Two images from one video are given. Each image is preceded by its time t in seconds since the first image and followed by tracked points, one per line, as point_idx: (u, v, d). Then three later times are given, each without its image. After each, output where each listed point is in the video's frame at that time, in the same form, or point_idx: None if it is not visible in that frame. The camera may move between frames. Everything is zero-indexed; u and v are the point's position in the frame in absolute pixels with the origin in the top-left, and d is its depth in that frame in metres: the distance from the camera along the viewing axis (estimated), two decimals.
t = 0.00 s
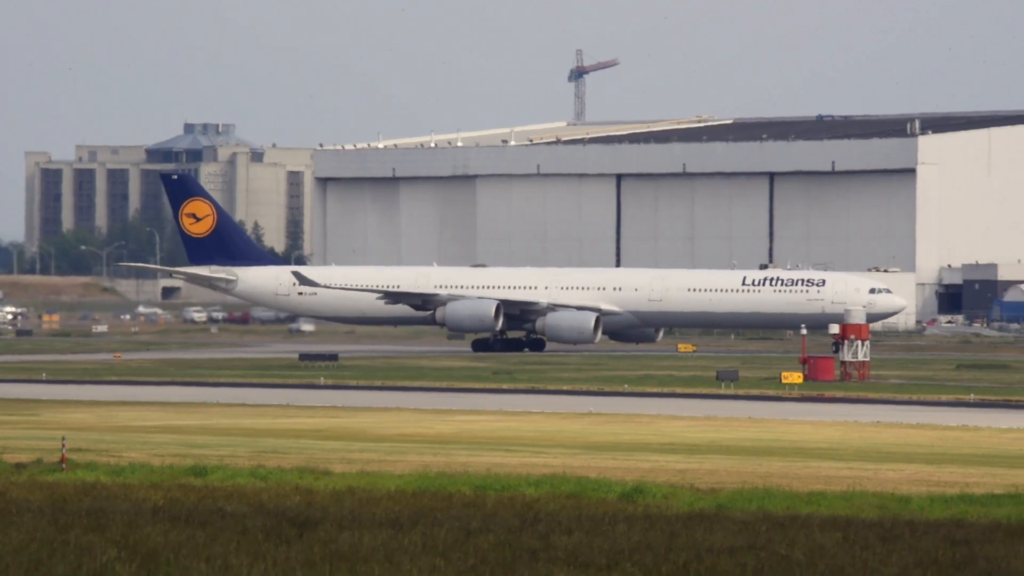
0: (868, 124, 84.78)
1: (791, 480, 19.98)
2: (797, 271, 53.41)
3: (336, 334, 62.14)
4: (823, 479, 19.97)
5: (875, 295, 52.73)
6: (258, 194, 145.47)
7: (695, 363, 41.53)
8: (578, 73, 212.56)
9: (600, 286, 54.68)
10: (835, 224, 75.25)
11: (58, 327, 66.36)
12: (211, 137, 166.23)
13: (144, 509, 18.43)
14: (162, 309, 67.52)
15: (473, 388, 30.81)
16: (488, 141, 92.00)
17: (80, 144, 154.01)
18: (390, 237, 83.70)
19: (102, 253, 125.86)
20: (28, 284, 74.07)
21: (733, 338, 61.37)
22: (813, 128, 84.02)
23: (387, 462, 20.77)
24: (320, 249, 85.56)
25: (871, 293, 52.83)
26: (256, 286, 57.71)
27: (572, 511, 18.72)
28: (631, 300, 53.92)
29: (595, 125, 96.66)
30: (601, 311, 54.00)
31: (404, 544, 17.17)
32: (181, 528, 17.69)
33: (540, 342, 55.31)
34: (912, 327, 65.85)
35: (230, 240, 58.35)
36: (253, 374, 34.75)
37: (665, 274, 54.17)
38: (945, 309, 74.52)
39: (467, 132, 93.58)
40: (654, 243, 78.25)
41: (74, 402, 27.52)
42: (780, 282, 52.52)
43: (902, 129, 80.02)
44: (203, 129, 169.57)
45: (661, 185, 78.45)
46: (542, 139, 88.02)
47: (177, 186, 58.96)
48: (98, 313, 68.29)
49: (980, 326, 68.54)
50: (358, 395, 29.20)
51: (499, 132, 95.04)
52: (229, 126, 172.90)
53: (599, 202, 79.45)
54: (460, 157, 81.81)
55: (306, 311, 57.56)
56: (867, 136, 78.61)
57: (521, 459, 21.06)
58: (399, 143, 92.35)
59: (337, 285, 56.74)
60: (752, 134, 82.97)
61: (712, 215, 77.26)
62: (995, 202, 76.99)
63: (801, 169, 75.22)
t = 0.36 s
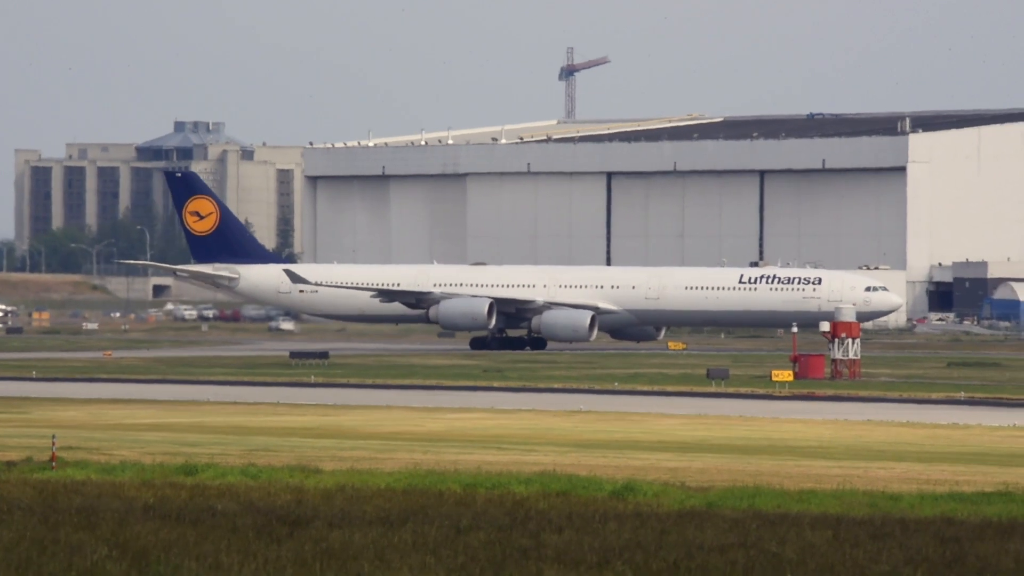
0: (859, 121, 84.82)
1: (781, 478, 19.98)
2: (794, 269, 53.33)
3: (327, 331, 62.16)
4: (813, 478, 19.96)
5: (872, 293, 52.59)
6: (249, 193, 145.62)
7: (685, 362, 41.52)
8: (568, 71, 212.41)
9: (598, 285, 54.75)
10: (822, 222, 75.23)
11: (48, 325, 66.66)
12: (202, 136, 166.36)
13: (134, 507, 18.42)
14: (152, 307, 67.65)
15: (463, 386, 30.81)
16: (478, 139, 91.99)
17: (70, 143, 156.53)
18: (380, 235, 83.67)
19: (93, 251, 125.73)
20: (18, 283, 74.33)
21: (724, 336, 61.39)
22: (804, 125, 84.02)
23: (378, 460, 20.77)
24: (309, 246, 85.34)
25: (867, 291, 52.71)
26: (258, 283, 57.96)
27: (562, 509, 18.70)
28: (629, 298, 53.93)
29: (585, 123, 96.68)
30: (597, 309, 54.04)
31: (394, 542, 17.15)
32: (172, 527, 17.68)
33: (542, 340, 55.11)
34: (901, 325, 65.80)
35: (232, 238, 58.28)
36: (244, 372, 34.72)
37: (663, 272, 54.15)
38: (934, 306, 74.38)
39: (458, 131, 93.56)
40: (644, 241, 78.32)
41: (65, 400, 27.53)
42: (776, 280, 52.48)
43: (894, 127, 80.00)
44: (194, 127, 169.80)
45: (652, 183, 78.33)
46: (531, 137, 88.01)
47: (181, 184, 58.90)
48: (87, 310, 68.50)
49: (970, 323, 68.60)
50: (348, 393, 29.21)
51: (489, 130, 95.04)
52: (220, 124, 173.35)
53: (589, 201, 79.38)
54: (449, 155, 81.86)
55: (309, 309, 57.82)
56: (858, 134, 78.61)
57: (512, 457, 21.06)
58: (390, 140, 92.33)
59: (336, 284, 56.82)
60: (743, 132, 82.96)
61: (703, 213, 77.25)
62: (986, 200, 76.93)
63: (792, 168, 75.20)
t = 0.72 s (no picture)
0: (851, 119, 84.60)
1: (775, 476, 19.99)
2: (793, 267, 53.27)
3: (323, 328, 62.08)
4: (807, 475, 19.99)
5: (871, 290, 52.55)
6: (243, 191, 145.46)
7: (680, 359, 41.46)
8: (562, 70, 212.16)
9: (600, 283, 54.71)
10: (817, 221, 75.13)
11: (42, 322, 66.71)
12: (196, 133, 166.32)
13: (128, 505, 18.40)
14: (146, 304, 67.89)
15: (457, 383, 30.76)
16: (472, 136, 91.84)
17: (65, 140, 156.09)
18: (375, 232, 83.86)
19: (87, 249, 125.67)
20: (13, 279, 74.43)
21: (718, 333, 61.35)
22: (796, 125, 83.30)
23: (372, 457, 20.79)
24: (303, 244, 85.55)
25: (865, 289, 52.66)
26: (264, 281, 58.34)
27: (557, 507, 18.70)
28: (630, 295, 53.89)
29: (580, 121, 96.64)
30: (599, 307, 54.05)
31: (390, 540, 17.15)
32: (166, 524, 17.66)
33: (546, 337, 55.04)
34: (896, 322, 65.67)
35: (240, 235, 58.65)
36: (237, 369, 34.69)
37: (662, 270, 54.05)
38: (928, 304, 74.39)
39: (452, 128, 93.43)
40: (638, 238, 78.29)
41: (58, 398, 27.48)
42: (776, 278, 52.41)
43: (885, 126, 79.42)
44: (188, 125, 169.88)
45: (647, 179, 78.32)
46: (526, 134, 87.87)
47: (189, 181, 59.48)
48: (81, 309, 68.64)
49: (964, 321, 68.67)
50: (342, 391, 29.19)
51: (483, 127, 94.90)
52: (214, 122, 173.47)
53: (583, 199, 79.36)
54: (444, 152, 81.75)
55: (317, 307, 58.05)
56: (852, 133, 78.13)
57: (506, 455, 21.07)
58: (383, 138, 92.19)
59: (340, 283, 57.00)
60: (737, 130, 82.88)
61: (697, 210, 77.36)
62: (981, 197, 76.94)
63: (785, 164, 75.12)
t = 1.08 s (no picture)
0: (845, 121, 84.82)
1: (768, 478, 19.99)
2: (792, 270, 52.95)
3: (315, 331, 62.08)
4: (800, 477, 19.99)
5: (869, 291, 52.21)
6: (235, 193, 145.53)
7: (672, 361, 41.43)
8: (555, 71, 212.21)
9: (600, 285, 54.77)
10: (810, 222, 75.16)
11: (35, 324, 66.73)
12: (188, 135, 166.88)
13: (120, 507, 18.39)
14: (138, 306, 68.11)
15: (450, 386, 30.75)
16: (464, 139, 91.91)
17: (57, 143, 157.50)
18: (368, 235, 83.41)
19: (79, 251, 125.75)
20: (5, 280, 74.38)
21: (711, 336, 61.35)
22: (789, 126, 83.98)
23: (365, 460, 20.79)
24: (295, 244, 84.74)
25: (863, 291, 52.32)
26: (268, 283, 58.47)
27: (549, 509, 18.69)
28: (630, 297, 53.91)
29: (573, 122, 96.69)
30: (598, 309, 54.12)
31: (382, 541, 17.14)
32: (159, 526, 17.65)
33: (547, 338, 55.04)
34: (888, 323, 65.68)
35: (246, 239, 58.74)
36: (230, 372, 34.70)
37: (663, 272, 54.07)
38: (922, 307, 74.32)
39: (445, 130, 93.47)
40: (631, 240, 78.31)
41: (51, 400, 27.46)
42: (774, 280, 52.17)
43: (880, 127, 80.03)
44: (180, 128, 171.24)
45: (639, 181, 78.36)
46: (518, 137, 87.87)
47: (195, 183, 59.18)
48: (74, 311, 68.76)
49: (956, 322, 68.68)
50: (335, 393, 29.18)
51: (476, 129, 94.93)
52: (206, 124, 174.56)
53: (576, 201, 79.40)
54: (436, 154, 81.84)
55: (323, 309, 58.16)
56: (845, 133, 78.66)
57: (500, 457, 21.07)
58: (375, 140, 92.19)
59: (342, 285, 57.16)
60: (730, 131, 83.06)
61: (689, 211, 77.33)
62: (973, 198, 76.82)
63: (778, 167, 75.30)
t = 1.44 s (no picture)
0: (831, 121, 85.12)
1: (754, 478, 20.03)
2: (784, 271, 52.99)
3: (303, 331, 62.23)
4: (786, 478, 20.03)
5: (860, 292, 52.22)
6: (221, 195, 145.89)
7: (659, 361, 41.51)
8: (542, 72, 212.29)
9: (594, 286, 54.75)
10: (797, 223, 75.38)
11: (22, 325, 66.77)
12: (173, 136, 167.80)
13: (107, 507, 18.39)
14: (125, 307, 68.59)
15: (436, 387, 30.83)
16: (451, 139, 92.07)
17: (43, 144, 160.52)
18: (355, 236, 83.49)
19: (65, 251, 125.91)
20: None
21: (699, 336, 61.47)
22: (775, 126, 84.47)
23: (352, 460, 20.83)
24: (283, 244, 85.19)
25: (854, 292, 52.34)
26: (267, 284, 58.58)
27: (535, 509, 18.70)
28: (623, 298, 53.91)
29: (561, 123, 96.78)
30: (591, 309, 54.15)
31: (369, 542, 17.13)
32: (145, 527, 17.63)
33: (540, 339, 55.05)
34: (874, 323, 65.82)
35: (245, 239, 59.10)
36: (216, 373, 34.75)
37: (657, 273, 54.10)
38: (907, 308, 74.06)
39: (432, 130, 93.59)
40: (616, 240, 78.39)
41: (37, 401, 27.51)
42: (766, 280, 52.21)
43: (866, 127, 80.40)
44: (167, 129, 173.17)
45: (626, 183, 78.34)
46: (505, 138, 87.92)
47: (195, 185, 59.71)
48: (60, 312, 68.82)
49: (941, 322, 68.92)
50: (322, 394, 29.24)
51: (463, 130, 95.06)
52: (193, 125, 175.90)
53: (562, 201, 79.36)
54: (424, 155, 81.76)
55: (321, 309, 58.12)
56: (831, 133, 79.15)
57: (486, 457, 21.12)
58: (363, 140, 92.28)
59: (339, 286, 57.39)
60: (716, 132, 83.15)
61: (675, 212, 77.31)
62: (960, 201, 76.80)
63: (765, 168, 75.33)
